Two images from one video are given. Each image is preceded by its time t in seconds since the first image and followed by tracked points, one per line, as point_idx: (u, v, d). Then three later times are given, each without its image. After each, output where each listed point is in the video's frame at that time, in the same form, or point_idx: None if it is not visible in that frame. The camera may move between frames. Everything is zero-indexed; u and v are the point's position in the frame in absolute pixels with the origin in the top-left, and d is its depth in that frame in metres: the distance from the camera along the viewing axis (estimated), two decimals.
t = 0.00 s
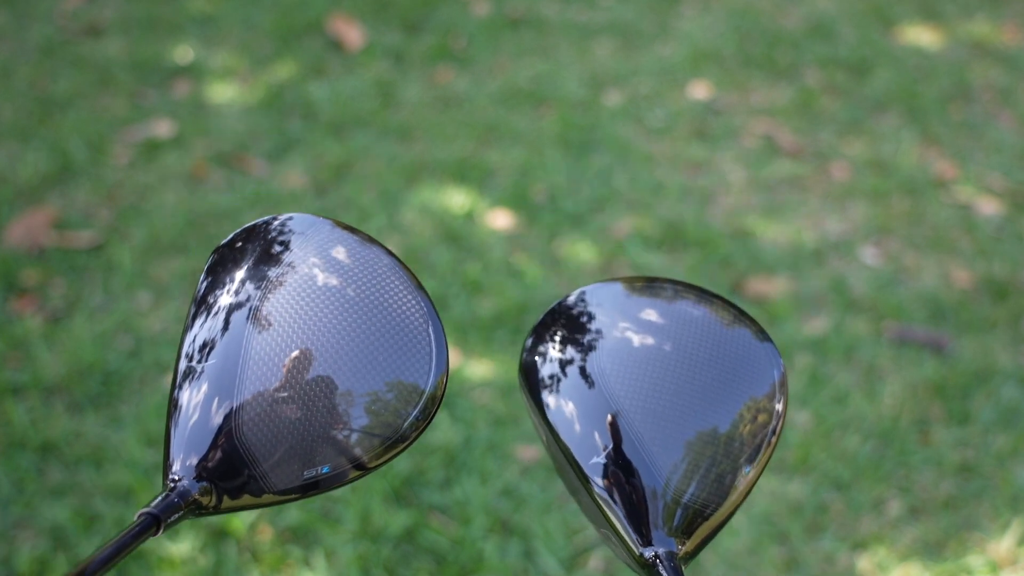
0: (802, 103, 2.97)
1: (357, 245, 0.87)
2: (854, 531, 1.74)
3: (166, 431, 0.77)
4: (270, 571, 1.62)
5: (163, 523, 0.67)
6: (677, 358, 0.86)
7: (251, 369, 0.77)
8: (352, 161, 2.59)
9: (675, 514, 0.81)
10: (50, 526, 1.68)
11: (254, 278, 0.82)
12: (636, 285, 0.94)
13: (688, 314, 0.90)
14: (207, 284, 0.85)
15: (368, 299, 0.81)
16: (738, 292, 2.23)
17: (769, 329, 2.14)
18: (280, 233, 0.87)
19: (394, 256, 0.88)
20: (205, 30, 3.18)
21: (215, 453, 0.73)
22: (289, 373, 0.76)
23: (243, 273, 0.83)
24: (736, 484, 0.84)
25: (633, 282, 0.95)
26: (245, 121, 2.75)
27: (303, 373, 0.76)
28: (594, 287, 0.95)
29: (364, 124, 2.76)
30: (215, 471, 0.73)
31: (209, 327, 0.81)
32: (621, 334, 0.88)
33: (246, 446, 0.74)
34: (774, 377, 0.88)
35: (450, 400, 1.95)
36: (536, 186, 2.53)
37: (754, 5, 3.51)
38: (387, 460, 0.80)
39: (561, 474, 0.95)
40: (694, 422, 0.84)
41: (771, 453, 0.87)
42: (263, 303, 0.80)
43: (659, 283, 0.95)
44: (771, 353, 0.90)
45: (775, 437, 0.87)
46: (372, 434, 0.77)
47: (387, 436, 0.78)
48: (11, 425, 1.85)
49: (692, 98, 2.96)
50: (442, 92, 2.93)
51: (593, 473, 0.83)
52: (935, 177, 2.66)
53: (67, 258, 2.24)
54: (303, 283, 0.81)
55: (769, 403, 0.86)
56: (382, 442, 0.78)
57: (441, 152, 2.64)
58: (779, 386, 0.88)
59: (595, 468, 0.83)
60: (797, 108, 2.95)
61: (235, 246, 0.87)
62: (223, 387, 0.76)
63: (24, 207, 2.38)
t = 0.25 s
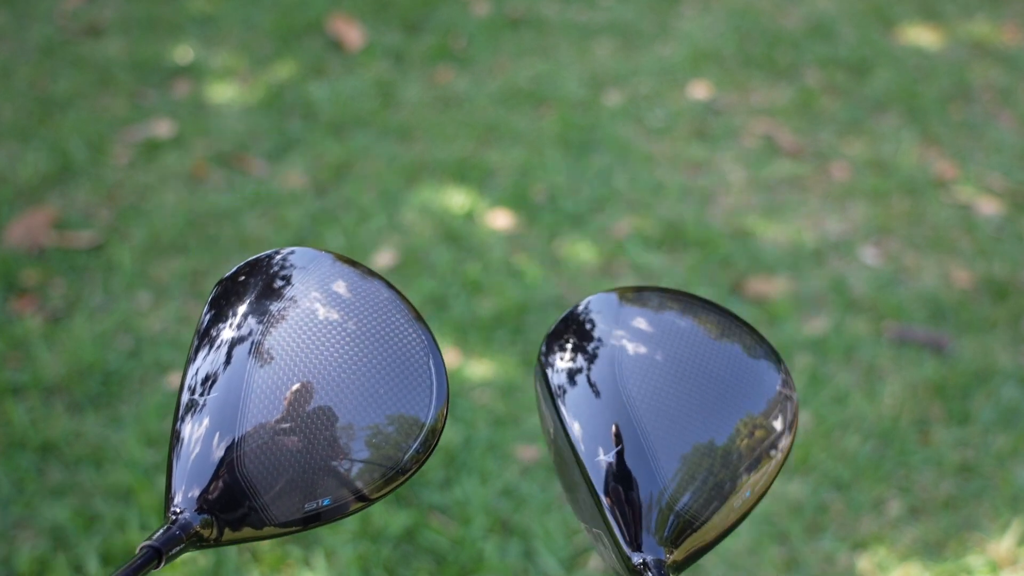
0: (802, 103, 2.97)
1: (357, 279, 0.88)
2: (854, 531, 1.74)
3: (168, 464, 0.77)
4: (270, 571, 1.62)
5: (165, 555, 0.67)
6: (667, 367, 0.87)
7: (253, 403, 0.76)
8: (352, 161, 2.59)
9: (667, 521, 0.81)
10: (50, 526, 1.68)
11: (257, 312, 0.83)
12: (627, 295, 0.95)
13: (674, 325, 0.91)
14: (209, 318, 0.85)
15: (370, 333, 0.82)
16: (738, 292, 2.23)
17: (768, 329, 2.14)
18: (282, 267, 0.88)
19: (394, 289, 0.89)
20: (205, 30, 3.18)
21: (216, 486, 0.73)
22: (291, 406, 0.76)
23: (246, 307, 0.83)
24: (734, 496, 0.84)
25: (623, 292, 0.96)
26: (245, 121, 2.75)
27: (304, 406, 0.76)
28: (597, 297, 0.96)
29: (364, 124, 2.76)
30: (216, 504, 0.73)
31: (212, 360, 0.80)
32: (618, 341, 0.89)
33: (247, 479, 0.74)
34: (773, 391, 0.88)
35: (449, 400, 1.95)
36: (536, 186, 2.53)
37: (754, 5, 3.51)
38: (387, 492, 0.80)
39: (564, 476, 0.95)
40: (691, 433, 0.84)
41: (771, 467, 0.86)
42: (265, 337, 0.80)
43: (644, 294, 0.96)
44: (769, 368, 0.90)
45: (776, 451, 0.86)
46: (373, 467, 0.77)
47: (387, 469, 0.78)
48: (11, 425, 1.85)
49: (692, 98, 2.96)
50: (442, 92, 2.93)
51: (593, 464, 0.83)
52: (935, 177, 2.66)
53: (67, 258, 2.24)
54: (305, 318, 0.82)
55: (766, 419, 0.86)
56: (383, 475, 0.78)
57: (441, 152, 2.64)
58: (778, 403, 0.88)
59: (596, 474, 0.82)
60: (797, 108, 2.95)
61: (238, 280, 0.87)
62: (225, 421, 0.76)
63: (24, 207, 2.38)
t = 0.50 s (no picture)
0: (802, 103, 2.97)
1: (353, 290, 0.88)
2: (854, 531, 1.74)
3: (167, 476, 0.77)
4: (270, 571, 1.62)
5: (163, 567, 0.67)
6: (687, 393, 0.86)
7: (251, 414, 0.77)
8: (352, 161, 2.59)
9: (687, 546, 0.78)
10: (50, 526, 1.68)
11: (253, 324, 0.83)
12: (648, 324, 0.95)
13: (689, 350, 0.91)
14: (208, 328, 0.86)
15: (365, 344, 0.81)
16: (738, 292, 2.23)
17: (768, 329, 2.14)
18: (279, 279, 0.88)
19: (390, 300, 0.89)
20: (205, 30, 3.18)
21: (213, 496, 0.73)
22: (286, 418, 0.76)
23: (242, 319, 0.84)
24: (756, 522, 0.81)
25: (643, 319, 0.96)
26: (245, 121, 2.75)
27: (300, 416, 0.76)
28: (622, 324, 0.95)
29: (364, 124, 2.76)
30: (214, 515, 0.73)
31: (209, 370, 0.81)
32: (641, 368, 0.89)
33: (244, 490, 0.74)
34: (792, 419, 0.86)
35: (450, 400, 1.95)
36: (536, 186, 2.53)
37: (754, 5, 3.51)
38: (385, 502, 0.79)
39: (590, 499, 0.94)
40: (711, 459, 0.82)
41: (794, 496, 0.83)
42: (261, 348, 0.81)
43: (664, 322, 0.96)
44: (785, 396, 0.88)
45: (799, 478, 0.84)
46: (369, 477, 0.77)
47: (383, 479, 0.77)
48: (11, 425, 1.85)
49: (692, 98, 2.96)
50: (442, 92, 2.93)
51: (618, 491, 0.81)
52: (935, 177, 2.66)
53: (67, 258, 2.24)
54: (301, 330, 0.82)
55: (786, 447, 0.84)
56: (379, 485, 0.77)
57: (441, 152, 2.64)
58: (799, 430, 0.86)
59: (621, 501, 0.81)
60: (797, 108, 2.95)
61: (236, 291, 0.88)
62: (221, 432, 0.76)
63: (24, 207, 2.38)
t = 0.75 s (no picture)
0: (802, 103, 2.97)
1: (363, 298, 0.88)
2: (854, 531, 1.74)
3: (179, 482, 0.77)
4: (270, 571, 1.62)
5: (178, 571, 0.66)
6: (684, 406, 0.86)
7: (263, 420, 0.76)
8: (352, 161, 2.59)
9: (680, 557, 0.77)
10: (50, 526, 1.68)
11: (265, 331, 0.83)
12: (644, 337, 0.94)
13: (683, 363, 0.90)
14: (219, 335, 0.86)
15: (376, 351, 0.81)
16: (738, 292, 2.23)
17: (768, 329, 2.14)
18: (289, 287, 0.88)
19: (400, 308, 0.89)
20: (205, 30, 3.18)
21: (227, 501, 0.73)
22: (298, 423, 0.76)
23: (254, 326, 0.84)
24: (751, 536, 0.80)
25: (640, 331, 0.96)
26: (245, 121, 2.75)
27: (311, 422, 0.76)
28: (620, 338, 0.95)
29: (364, 124, 2.76)
30: (227, 519, 0.72)
31: (221, 377, 0.81)
32: (637, 381, 0.88)
33: (256, 494, 0.73)
34: (784, 433, 0.85)
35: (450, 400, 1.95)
36: (536, 186, 2.53)
37: (754, 5, 3.51)
38: (395, 508, 0.79)
39: (585, 509, 0.93)
40: (705, 473, 0.81)
41: (789, 510, 0.83)
42: (273, 355, 0.81)
43: (659, 334, 0.95)
44: (776, 410, 0.87)
45: (793, 492, 0.83)
46: (380, 482, 0.77)
47: (394, 484, 0.78)
48: (11, 425, 1.85)
49: (692, 98, 2.96)
50: (442, 92, 2.93)
51: (615, 506, 0.81)
52: (935, 176, 2.66)
53: (67, 258, 2.24)
54: (312, 337, 0.82)
55: (780, 461, 0.83)
56: (390, 490, 0.77)
57: (441, 152, 2.64)
58: (792, 444, 0.85)
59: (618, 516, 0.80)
60: (797, 108, 2.95)
61: (247, 300, 0.88)
62: (234, 438, 0.75)
63: (24, 207, 2.39)
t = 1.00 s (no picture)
0: (802, 103, 2.97)
1: (378, 292, 0.87)
2: (854, 531, 1.74)
3: (196, 477, 0.77)
4: (270, 571, 1.62)
5: (194, 563, 0.67)
6: (667, 419, 0.86)
7: (279, 416, 0.76)
8: (352, 161, 2.59)
9: (661, 569, 0.78)
10: (50, 526, 1.68)
11: (281, 326, 0.83)
12: (629, 349, 0.95)
13: (667, 376, 0.90)
14: (236, 331, 0.85)
15: (391, 346, 0.81)
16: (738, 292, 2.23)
17: (769, 329, 2.15)
18: (305, 282, 0.88)
19: (415, 303, 0.89)
20: (205, 30, 3.18)
21: (243, 495, 0.73)
22: (313, 418, 0.76)
23: (270, 322, 0.83)
24: (733, 548, 0.80)
25: (625, 344, 0.96)
26: (245, 121, 2.75)
27: (327, 417, 0.76)
28: (606, 351, 0.95)
29: (364, 124, 2.76)
30: (243, 513, 0.73)
31: (238, 373, 0.81)
32: (622, 395, 0.88)
33: (272, 489, 0.74)
34: (766, 446, 0.85)
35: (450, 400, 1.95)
36: (536, 186, 2.53)
37: (754, 5, 3.51)
38: (410, 503, 0.79)
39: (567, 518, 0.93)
40: (687, 486, 0.81)
41: (772, 523, 0.82)
42: (289, 351, 0.80)
43: (644, 346, 0.95)
44: (758, 423, 0.87)
45: (775, 505, 0.83)
46: (396, 478, 0.77)
47: (410, 480, 0.77)
48: (11, 425, 1.85)
49: (692, 98, 2.96)
50: (442, 92, 2.93)
51: (598, 520, 0.81)
52: (935, 176, 2.66)
53: (67, 258, 2.24)
54: (327, 332, 0.82)
55: (762, 475, 0.83)
56: (405, 485, 0.77)
57: (441, 152, 2.63)
58: (774, 458, 0.85)
59: (601, 530, 0.80)
60: (797, 108, 2.95)
61: (263, 295, 0.87)
62: (251, 433, 0.76)
63: (24, 207, 2.38)
